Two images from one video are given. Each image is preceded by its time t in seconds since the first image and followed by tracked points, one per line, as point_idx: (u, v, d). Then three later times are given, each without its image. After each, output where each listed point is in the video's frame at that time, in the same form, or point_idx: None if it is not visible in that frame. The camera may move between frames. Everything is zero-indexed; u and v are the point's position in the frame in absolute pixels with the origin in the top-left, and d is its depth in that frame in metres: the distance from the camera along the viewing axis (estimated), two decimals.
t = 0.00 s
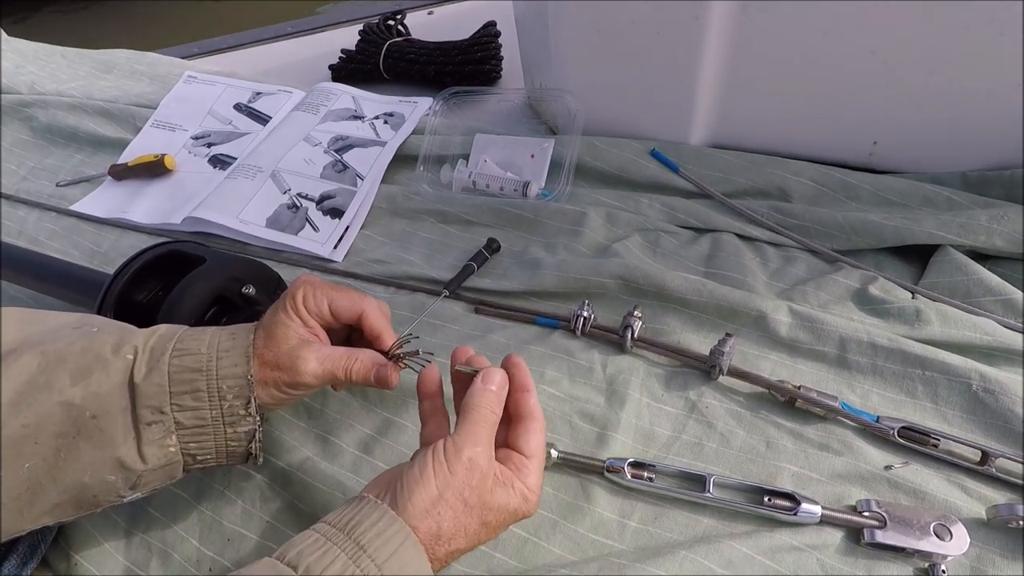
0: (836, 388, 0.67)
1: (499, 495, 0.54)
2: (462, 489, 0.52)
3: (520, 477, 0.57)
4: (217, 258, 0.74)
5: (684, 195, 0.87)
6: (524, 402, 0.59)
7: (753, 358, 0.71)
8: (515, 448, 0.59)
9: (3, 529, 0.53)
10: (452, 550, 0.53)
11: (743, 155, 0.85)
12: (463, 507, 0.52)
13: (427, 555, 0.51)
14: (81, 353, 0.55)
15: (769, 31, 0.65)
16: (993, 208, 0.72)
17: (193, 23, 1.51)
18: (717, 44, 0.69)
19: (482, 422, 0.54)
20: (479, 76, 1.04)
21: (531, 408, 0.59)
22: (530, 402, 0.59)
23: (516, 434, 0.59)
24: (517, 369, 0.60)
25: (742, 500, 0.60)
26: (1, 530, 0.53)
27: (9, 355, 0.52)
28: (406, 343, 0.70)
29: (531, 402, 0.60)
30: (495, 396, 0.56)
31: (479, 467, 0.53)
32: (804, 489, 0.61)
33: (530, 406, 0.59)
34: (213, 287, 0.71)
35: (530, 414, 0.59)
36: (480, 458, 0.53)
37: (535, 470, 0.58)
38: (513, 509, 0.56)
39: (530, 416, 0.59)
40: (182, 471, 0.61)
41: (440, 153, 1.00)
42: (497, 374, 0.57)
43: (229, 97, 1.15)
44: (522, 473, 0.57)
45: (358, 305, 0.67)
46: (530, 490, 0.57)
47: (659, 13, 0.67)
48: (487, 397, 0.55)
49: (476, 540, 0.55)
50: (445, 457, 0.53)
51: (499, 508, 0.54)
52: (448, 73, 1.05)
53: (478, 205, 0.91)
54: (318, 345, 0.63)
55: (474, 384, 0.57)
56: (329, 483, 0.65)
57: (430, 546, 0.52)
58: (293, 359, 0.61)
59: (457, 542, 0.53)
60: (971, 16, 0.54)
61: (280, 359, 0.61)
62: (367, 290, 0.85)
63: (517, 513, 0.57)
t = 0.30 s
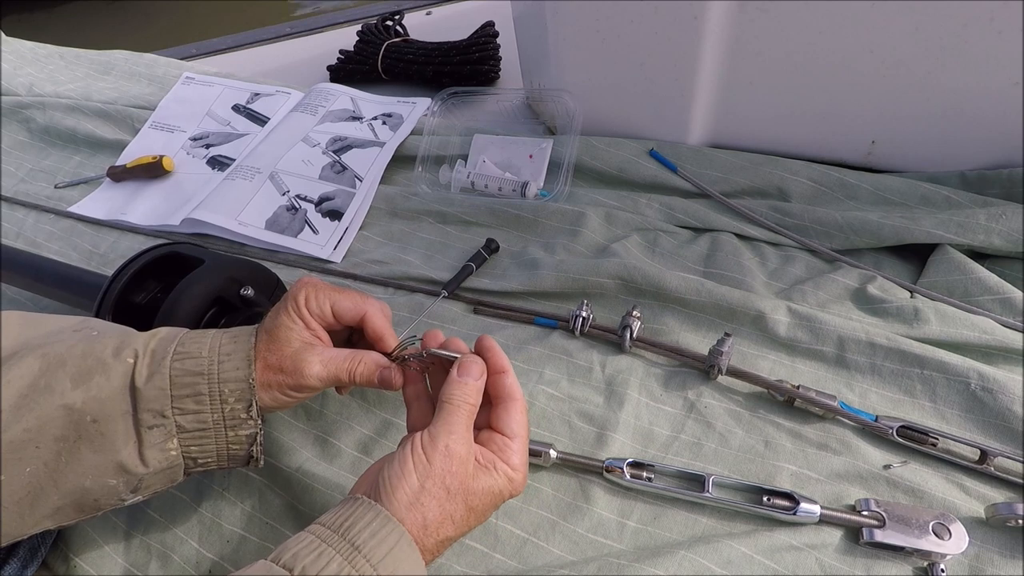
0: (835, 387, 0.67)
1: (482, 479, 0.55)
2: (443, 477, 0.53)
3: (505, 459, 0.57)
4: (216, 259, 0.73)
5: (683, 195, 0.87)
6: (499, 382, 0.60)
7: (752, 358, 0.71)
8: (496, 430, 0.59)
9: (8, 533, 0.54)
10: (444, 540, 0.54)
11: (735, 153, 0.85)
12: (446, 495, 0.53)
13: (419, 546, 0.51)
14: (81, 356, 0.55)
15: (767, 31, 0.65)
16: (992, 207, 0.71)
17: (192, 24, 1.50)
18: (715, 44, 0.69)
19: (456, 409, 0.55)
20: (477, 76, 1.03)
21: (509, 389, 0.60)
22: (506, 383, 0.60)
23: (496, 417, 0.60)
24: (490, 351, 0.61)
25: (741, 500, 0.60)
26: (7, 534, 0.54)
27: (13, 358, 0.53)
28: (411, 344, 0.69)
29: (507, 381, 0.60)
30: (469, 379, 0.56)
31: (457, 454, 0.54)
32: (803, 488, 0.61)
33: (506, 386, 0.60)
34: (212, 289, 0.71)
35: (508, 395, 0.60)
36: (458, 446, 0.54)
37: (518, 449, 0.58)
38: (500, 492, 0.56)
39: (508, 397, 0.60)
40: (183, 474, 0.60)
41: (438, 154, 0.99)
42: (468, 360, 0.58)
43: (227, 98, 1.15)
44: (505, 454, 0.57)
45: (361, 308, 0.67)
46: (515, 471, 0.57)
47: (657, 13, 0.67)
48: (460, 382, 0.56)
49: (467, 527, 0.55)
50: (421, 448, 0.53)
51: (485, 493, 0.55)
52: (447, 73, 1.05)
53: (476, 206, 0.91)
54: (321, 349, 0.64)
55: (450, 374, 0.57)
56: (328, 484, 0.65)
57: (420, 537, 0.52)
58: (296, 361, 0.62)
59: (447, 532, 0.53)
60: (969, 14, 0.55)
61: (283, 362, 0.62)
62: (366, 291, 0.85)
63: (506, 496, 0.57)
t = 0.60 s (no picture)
0: (835, 387, 0.67)
1: (483, 481, 0.54)
2: (443, 480, 0.52)
3: (506, 460, 0.57)
4: (216, 260, 0.73)
5: (682, 195, 0.87)
6: (499, 383, 0.60)
7: (752, 358, 0.71)
8: (497, 431, 0.59)
9: (8, 533, 0.54)
10: (446, 542, 0.54)
11: (734, 152, 0.85)
12: (447, 497, 0.53)
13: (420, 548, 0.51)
14: (80, 357, 0.55)
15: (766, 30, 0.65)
16: (991, 207, 0.71)
17: (191, 24, 1.50)
18: (714, 44, 0.69)
19: (456, 412, 0.55)
20: (477, 76, 1.04)
21: (509, 390, 0.60)
22: (505, 384, 0.60)
23: (496, 417, 0.60)
24: (489, 352, 0.61)
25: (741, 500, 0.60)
26: (7, 534, 0.54)
27: (10, 358, 0.52)
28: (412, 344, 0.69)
29: (507, 382, 0.60)
30: (468, 383, 0.56)
31: (457, 456, 0.53)
32: (803, 489, 0.61)
33: (506, 387, 0.60)
34: (211, 289, 0.71)
35: (508, 396, 0.60)
36: (457, 448, 0.54)
37: (519, 450, 0.58)
38: (501, 493, 0.56)
39: (508, 398, 0.60)
40: (183, 474, 0.60)
41: (438, 154, 0.99)
42: (467, 362, 0.58)
43: (227, 99, 1.15)
44: (506, 455, 0.57)
45: (362, 308, 0.67)
46: (516, 471, 0.57)
47: (655, 13, 0.67)
48: (458, 388, 0.56)
49: (469, 528, 0.55)
50: (420, 451, 0.53)
51: (485, 494, 0.55)
52: (446, 73, 1.05)
53: (476, 206, 0.91)
54: (322, 349, 0.64)
55: (450, 378, 0.57)
56: (328, 485, 0.65)
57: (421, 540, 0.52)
58: (297, 362, 0.62)
59: (448, 534, 0.53)
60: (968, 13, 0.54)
61: (283, 363, 0.62)
62: (366, 292, 0.85)
63: (507, 497, 0.57)
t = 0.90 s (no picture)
0: (835, 387, 0.67)
1: (483, 479, 0.54)
2: (441, 478, 0.52)
3: (506, 458, 0.57)
4: (215, 258, 0.73)
5: (682, 195, 0.87)
6: (497, 380, 0.60)
7: (752, 358, 0.71)
8: (497, 429, 0.59)
9: (6, 531, 0.54)
10: (447, 541, 0.53)
11: (734, 152, 0.85)
12: (446, 496, 0.52)
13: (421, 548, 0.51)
14: (79, 354, 0.55)
15: (766, 30, 0.65)
16: (991, 207, 0.71)
17: (192, 23, 1.50)
18: (714, 44, 0.69)
19: (452, 409, 0.55)
20: (477, 75, 1.03)
21: (508, 387, 0.60)
22: (504, 381, 0.60)
23: (497, 415, 0.59)
24: (486, 349, 0.61)
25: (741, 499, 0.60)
26: (4, 532, 0.53)
27: (10, 355, 0.53)
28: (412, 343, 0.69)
29: (505, 379, 0.60)
30: (463, 379, 0.56)
31: (455, 455, 0.53)
32: (802, 488, 0.61)
33: (504, 384, 0.60)
34: (210, 287, 0.70)
35: (507, 393, 0.60)
36: (454, 446, 0.54)
37: (519, 447, 0.58)
38: (502, 491, 0.56)
39: (507, 395, 0.60)
40: (181, 472, 0.60)
41: (438, 153, 0.99)
42: (463, 359, 0.58)
43: (226, 97, 1.15)
44: (506, 453, 0.57)
45: (363, 307, 0.67)
46: (517, 469, 0.57)
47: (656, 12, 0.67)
48: (454, 383, 0.56)
49: (471, 527, 0.55)
50: (418, 450, 0.53)
51: (486, 492, 0.54)
52: (447, 72, 1.05)
53: (476, 205, 0.91)
54: (322, 348, 0.64)
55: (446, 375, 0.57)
56: (327, 484, 0.65)
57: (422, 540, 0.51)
58: (296, 360, 0.62)
59: (450, 533, 0.53)
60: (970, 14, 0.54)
61: (283, 361, 0.62)
62: (365, 290, 0.85)
63: (508, 495, 0.57)
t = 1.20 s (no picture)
0: (833, 387, 0.67)
1: (474, 488, 0.54)
2: (430, 489, 0.52)
3: (500, 464, 0.56)
4: (213, 261, 0.73)
5: (680, 195, 0.87)
6: (490, 383, 0.58)
7: (750, 358, 0.71)
8: (492, 433, 0.58)
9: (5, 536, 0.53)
10: (443, 550, 0.54)
11: (732, 152, 0.85)
12: (436, 506, 0.52)
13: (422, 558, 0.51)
14: (77, 358, 0.55)
15: (763, 30, 0.65)
16: (989, 206, 0.71)
17: (190, 25, 1.50)
18: (710, 44, 0.69)
19: (440, 417, 0.55)
20: (475, 76, 1.03)
21: (501, 390, 0.58)
22: (496, 384, 0.58)
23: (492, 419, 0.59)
24: (476, 349, 0.60)
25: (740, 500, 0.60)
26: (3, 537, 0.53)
27: (8, 360, 0.53)
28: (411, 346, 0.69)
29: (498, 382, 0.59)
30: (453, 384, 0.56)
31: (444, 467, 0.53)
32: (801, 488, 0.61)
33: (497, 387, 0.58)
34: (208, 290, 0.71)
35: (500, 397, 0.58)
36: (444, 458, 0.53)
37: (515, 452, 0.57)
38: (497, 498, 0.55)
39: (501, 398, 0.59)
40: (180, 475, 0.60)
41: (436, 154, 0.99)
42: (450, 363, 0.57)
43: (224, 99, 1.15)
44: (500, 459, 0.56)
45: (362, 310, 0.67)
46: (512, 475, 0.56)
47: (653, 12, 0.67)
48: (444, 389, 0.56)
49: (468, 535, 0.55)
50: (407, 463, 0.53)
51: (479, 501, 0.54)
52: (445, 74, 1.05)
53: (474, 206, 0.91)
54: (322, 352, 0.64)
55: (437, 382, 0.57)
56: (326, 486, 0.65)
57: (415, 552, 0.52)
58: (296, 363, 0.62)
59: (445, 544, 0.53)
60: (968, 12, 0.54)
61: (283, 363, 0.62)
62: (364, 292, 0.85)
63: (506, 502, 0.56)
